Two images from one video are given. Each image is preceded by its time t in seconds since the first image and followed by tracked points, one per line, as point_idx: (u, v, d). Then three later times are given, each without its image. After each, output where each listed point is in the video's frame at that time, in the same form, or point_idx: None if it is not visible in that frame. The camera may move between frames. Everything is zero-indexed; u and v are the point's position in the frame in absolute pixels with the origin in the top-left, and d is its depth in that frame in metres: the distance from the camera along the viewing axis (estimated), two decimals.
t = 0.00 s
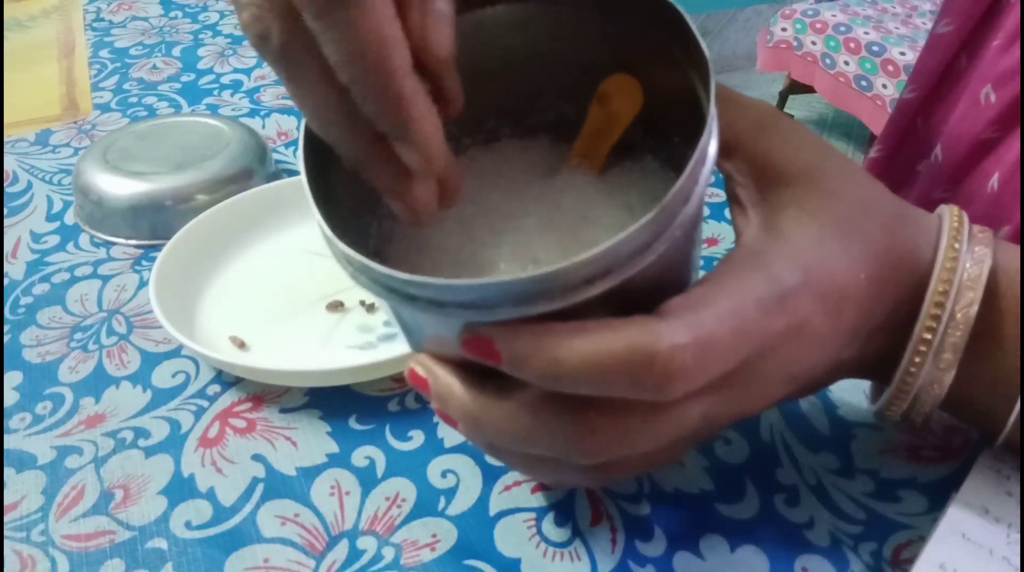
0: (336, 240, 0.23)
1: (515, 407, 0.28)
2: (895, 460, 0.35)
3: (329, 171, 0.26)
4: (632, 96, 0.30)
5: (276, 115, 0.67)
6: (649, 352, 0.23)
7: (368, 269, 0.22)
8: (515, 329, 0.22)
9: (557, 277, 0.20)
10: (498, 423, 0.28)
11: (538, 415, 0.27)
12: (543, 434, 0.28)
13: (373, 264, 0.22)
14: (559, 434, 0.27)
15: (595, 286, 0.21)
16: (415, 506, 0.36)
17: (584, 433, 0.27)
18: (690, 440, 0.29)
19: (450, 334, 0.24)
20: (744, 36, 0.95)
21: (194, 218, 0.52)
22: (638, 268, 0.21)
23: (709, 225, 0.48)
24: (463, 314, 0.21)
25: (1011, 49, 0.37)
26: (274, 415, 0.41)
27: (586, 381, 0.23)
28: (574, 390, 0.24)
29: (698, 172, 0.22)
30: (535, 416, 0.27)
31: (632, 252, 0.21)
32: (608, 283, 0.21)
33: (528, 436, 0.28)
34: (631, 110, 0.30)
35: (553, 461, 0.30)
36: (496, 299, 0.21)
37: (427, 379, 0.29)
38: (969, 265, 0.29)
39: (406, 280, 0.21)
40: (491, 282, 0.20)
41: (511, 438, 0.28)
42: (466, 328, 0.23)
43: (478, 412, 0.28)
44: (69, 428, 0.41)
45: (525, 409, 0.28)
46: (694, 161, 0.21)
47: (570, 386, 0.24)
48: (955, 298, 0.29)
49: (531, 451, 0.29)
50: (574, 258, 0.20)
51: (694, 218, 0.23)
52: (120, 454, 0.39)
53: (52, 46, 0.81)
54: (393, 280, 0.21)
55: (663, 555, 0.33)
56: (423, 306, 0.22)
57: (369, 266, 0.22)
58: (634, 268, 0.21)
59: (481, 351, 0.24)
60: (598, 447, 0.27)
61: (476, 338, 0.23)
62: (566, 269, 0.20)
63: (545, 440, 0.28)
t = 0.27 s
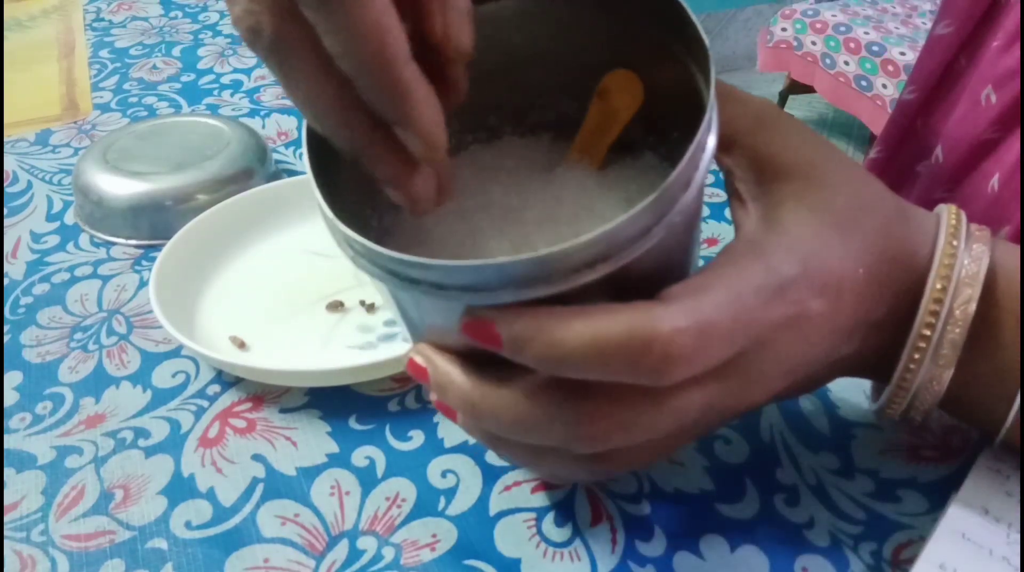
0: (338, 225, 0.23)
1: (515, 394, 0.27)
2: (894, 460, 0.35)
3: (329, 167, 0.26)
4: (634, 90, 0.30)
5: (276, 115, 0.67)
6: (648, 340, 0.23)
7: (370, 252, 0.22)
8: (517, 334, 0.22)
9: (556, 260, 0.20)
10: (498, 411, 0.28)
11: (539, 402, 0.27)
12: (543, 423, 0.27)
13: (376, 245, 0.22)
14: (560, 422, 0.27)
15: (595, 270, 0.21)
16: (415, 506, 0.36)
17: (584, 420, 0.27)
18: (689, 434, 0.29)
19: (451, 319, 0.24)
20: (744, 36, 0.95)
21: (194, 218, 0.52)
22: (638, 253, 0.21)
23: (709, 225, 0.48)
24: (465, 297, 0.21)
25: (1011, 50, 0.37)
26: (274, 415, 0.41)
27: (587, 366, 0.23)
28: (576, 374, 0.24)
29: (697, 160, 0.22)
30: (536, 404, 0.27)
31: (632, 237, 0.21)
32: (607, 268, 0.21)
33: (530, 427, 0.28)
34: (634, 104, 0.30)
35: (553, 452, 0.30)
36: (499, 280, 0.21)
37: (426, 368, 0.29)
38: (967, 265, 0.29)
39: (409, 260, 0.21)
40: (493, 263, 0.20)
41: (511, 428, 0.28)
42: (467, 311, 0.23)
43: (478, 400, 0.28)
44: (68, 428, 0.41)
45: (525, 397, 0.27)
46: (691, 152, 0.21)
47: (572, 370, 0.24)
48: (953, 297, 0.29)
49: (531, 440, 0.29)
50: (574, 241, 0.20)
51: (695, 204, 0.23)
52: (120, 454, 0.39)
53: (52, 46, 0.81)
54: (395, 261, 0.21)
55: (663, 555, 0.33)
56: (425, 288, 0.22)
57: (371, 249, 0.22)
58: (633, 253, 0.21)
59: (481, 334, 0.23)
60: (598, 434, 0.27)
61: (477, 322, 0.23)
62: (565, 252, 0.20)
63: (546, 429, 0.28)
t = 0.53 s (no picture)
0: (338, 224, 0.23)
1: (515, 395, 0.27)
2: (894, 460, 0.35)
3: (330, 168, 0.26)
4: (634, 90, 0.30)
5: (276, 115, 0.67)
6: (648, 338, 0.23)
7: (369, 251, 0.22)
8: (516, 334, 0.22)
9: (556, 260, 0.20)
10: (498, 411, 0.28)
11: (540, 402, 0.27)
12: (545, 423, 0.27)
13: (375, 245, 0.22)
14: (562, 421, 0.27)
15: (595, 270, 0.21)
16: (415, 506, 0.36)
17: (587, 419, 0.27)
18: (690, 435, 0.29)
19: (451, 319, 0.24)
20: (744, 36, 0.95)
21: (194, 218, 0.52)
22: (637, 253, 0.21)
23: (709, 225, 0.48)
24: (465, 296, 0.21)
25: (1010, 51, 0.37)
26: (274, 415, 0.41)
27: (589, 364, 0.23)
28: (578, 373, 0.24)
29: (697, 161, 0.22)
30: (536, 403, 0.27)
31: (632, 237, 0.21)
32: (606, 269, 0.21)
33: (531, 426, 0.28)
34: (633, 105, 0.30)
35: (553, 453, 0.30)
36: (498, 280, 0.21)
37: (425, 369, 0.29)
38: (967, 266, 0.29)
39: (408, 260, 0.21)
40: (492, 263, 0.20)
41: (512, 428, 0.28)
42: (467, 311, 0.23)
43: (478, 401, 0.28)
44: (69, 428, 0.41)
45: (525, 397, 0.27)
46: (691, 152, 0.21)
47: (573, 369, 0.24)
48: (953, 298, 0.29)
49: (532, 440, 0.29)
50: (574, 240, 0.20)
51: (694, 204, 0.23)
52: (120, 454, 0.39)
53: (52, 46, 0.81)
54: (395, 260, 0.21)
55: (663, 555, 0.33)
56: (424, 288, 0.22)
57: (370, 248, 0.22)
58: (633, 253, 0.21)
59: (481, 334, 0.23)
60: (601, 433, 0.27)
61: (476, 323, 0.23)
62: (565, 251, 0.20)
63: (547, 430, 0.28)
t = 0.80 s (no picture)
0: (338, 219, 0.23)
1: (515, 395, 0.27)
2: (894, 460, 0.35)
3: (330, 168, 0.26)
4: (633, 90, 0.30)
5: (276, 115, 0.67)
6: (648, 337, 0.23)
7: (368, 247, 0.22)
8: (516, 334, 0.22)
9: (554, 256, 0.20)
10: (498, 409, 0.28)
11: (539, 400, 0.27)
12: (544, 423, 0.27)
13: (375, 240, 0.22)
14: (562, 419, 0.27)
15: (595, 266, 0.21)
16: (415, 506, 0.36)
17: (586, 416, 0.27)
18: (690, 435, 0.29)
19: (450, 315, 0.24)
20: (744, 36, 0.95)
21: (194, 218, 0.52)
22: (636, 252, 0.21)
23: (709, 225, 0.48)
24: (463, 292, 0.21)
25: (1010, 51, 0.37)
26: (274, 415, 0.41)
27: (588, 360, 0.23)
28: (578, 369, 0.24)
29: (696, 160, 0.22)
30: (535, 402, 0.27)
31: (631, 234, 0.21)
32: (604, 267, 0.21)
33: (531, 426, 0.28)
34: (633, 105, 0.30)
35: (552, 452, 0.30)
36: (497, 275, 0.21)
37: (424, 367, 0.29)
38: (965, 266, 0.29)
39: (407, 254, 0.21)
40: (491, 257, 0.20)
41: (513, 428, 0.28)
42: (466, 308, 0.23)
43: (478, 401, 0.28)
44: (69, 428, 0.41)
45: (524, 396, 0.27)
46: (690, 152, 0.21)
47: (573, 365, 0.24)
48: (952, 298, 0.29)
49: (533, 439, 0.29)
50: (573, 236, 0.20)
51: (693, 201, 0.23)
52: (120, 454, 0.39)
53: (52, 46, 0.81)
54: (395, 255, 0.21)
55: (663, 555, 0.33)
56: (423, 283, 0.22)
57: (370, 243, 0.22)
58: (631, 250, 0.21)
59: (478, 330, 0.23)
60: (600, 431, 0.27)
61: (475, 321, 0.23)
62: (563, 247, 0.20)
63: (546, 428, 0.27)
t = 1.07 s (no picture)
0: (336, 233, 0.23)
1: (515, 403, 0.27)
2: (894, 460, 0.35)
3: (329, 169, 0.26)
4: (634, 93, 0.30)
5: (276, 115, 0.67)
6: (648, 340, 0.23)
7: (368, 262, 0.22)
8: (516, 334, 0.22)
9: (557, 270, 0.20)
10: (498, 418, 0.28)
11: (539, 411, 0.27)
12: (544, 431, 0.27)
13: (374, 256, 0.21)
14: (561, 429, 0.27)
15: (595, 279, 0.21)
16: (415, 506, 0.36)
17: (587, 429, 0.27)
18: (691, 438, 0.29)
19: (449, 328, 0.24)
20: (745, 36, 0.95)
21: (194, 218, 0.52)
22: (636, 263, 0.21)
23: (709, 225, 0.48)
24: (463, 307, 0.21)
25: (1009, 53, 0.37)
26: (274, 415, 0.41)
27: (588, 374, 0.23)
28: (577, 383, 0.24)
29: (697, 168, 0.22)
30: (535, 411, 0.27)
31: (631, 246, 0.21)
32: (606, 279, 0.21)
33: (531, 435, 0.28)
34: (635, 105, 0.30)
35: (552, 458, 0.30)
36: (497, 291, 0.21)
37: (423, 376, 0.29)
38: (966, 266, 0.29)
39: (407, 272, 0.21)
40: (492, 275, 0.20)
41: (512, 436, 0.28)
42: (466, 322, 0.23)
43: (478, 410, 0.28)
44: (68, 428, 0.41)
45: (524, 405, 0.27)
46: (692, 157, 0.21)
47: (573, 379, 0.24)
48: (952, 299, 0.29)
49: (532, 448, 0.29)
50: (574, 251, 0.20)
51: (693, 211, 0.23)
52: (120, 454, 0.39)
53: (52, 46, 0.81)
54: (395, 272, 0.21)
55: (663, 555, 0.33)
56: (424, 299, 0.22)
57: (369, 259, 0.22)
58: (632, 261, 0.21)
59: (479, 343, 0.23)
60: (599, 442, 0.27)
61: (474, 333, 0.23)
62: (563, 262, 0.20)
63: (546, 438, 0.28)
